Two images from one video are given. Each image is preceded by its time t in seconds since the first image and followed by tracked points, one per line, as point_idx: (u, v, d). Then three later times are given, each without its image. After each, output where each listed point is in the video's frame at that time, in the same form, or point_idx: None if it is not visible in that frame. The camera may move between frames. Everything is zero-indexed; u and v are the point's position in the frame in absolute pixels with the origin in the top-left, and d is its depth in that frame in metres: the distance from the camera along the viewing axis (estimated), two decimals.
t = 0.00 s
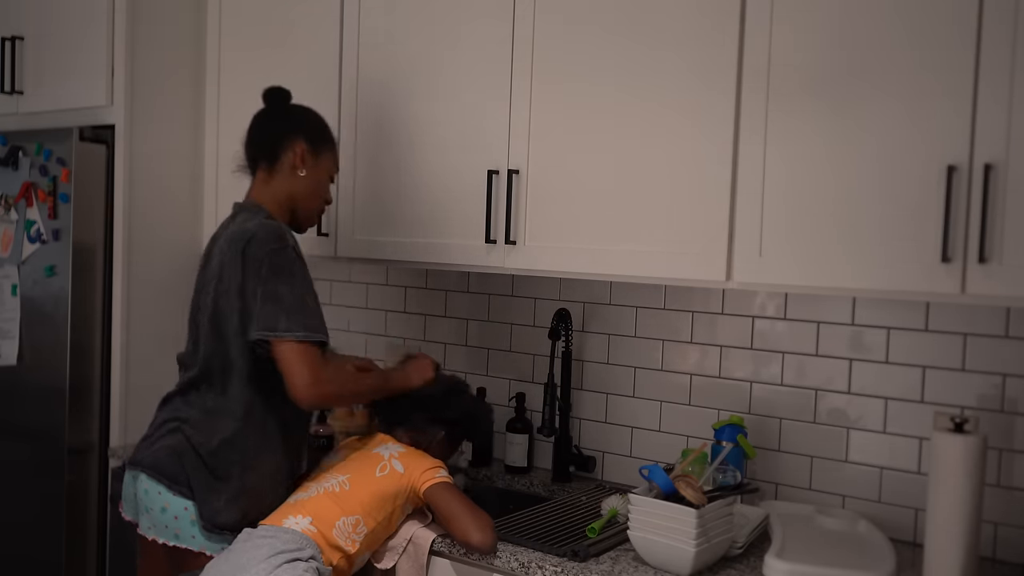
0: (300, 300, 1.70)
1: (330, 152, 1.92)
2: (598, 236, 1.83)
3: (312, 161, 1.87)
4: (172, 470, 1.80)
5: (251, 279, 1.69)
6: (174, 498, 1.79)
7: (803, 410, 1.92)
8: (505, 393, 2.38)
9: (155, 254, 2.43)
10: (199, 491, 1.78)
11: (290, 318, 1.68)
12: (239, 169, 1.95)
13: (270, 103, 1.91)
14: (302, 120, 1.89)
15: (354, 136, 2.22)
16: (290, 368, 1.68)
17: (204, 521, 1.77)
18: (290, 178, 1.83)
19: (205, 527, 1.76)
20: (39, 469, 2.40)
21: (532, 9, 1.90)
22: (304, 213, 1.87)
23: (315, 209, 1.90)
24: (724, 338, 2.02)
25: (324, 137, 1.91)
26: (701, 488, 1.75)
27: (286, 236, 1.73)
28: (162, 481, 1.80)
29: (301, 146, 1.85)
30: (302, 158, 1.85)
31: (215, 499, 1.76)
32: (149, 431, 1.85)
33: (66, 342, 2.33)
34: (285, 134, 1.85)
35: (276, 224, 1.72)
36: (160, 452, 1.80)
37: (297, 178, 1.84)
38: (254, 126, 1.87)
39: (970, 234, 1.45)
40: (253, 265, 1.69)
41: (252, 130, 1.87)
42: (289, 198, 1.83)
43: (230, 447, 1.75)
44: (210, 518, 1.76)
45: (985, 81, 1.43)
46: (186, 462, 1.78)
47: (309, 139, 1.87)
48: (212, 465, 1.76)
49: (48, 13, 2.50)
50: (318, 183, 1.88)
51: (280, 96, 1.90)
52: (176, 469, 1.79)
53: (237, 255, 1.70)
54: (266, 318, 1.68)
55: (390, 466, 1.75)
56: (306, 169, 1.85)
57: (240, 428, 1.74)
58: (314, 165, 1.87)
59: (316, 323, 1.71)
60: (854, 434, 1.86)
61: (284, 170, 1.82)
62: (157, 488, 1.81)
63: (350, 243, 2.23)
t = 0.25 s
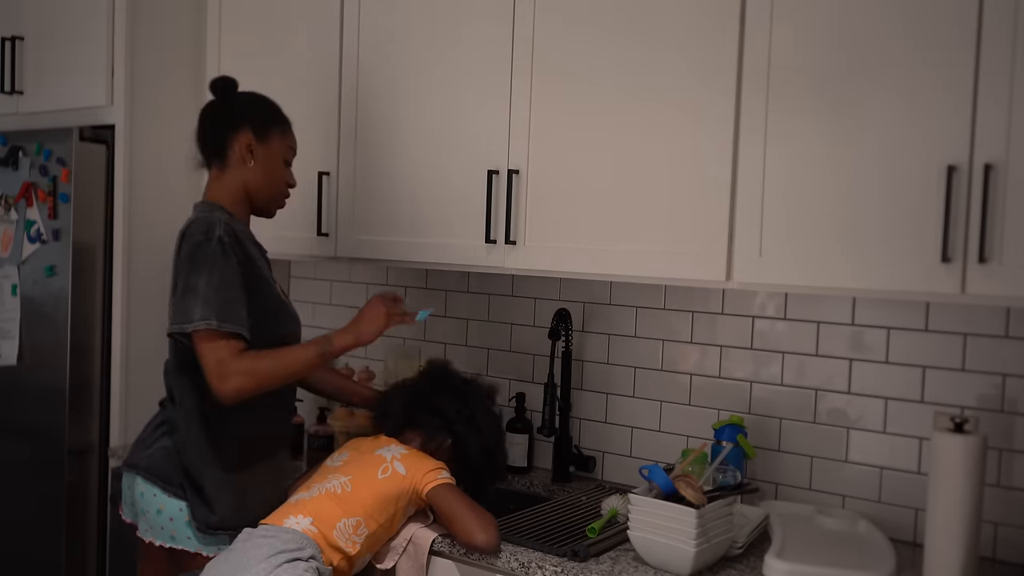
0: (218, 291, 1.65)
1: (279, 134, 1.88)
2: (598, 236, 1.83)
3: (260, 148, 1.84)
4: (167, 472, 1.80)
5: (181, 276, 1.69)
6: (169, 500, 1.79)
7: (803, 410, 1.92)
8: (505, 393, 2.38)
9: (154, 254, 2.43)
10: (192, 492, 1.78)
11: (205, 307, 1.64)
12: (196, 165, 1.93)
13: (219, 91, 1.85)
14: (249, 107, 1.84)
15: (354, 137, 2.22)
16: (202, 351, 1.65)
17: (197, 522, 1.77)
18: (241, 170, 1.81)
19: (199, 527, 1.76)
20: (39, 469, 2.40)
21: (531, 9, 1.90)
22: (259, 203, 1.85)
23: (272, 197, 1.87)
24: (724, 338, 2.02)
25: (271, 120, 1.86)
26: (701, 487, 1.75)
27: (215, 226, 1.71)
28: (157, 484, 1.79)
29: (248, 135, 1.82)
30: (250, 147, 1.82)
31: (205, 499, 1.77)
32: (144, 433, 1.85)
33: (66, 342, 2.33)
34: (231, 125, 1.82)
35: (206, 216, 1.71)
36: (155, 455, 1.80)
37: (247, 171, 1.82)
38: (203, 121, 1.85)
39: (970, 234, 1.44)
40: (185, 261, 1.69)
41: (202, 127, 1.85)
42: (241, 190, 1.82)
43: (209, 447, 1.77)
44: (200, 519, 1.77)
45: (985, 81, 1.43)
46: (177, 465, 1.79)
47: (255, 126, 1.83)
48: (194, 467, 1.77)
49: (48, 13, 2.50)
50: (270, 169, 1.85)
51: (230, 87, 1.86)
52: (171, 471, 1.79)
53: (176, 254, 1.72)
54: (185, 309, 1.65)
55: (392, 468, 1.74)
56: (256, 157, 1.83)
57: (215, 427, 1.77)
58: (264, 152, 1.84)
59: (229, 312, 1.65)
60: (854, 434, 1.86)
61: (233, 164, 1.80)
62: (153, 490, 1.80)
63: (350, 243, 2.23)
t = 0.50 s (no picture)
0: (282, 295, 1.72)
1: (265, 130, 1.86)
2: (598, 236, 1.83)
3: (245, 146, 1.82)
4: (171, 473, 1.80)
5: (225, 288, 1.70)
6: (173, 501, 1.79)
7: (803, 410, 1.92)
8: (505, 393, 2.38)
9: (154, 254, 2.43)
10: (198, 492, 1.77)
11: (281, 314, 1.71)
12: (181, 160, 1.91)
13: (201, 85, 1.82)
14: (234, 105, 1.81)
15: (354, 137, 2.22)
16: (303, 358, 1.74)
17: (206, 522, 1.76)
18: (225, 170, 1.81)
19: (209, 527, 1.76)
20: (39, 469, 2.40)
21: (532, 9, 1.90)
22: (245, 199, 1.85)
23: (258, 194, 1.87)
24: (724, 338, 2.02)
25: (257, 117, 1.84)
26: (701, 487, 1.75)
27: (248, 235, 1.72)
28: (160, 485, 1.80)
29: (232, 134, 1.80)
30: (234, 147, 1.80)
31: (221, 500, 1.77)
32: (145, 435, 1.85)
33: (66, 342, 2.33)
34: (214, 124, 1.80)
35: (237, 225, 1.71)
36: (157, 457, 1.80)
37: (232, 171, 1.81)
38: (184, 123, 1.83)
39: (970, 234, 1.44)
40: (227, 272, 1.69)
41: (185, 129, 1.83)
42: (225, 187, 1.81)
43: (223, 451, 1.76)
44: (211, 519, 1.76)
45: (985, 81, 1.43)
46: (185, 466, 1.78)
47: (240, 125, 1.81)
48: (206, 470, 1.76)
49: (48, 12, 2.50)
50: (255, 168, 1.84)
51: (212, 77, 1.82)
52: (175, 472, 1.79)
53: (204, 265, 1.69)
54: (259, 322, 1.69)
55: (394, 466, 1.75)
56: (240, 157, 1.82)
57: (232, 432, 1.75)
58: (248, 151, 1.83)
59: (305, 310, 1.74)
60: (854, 434, 1.86)
61: (216, 163, 1.80)
62: (157, 491, 1.80)
63: (350, 243, 2.23)
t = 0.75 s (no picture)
0: (236, 291, 1.66)
1: (271, 127, 1.86)
2: (598, 236, 1.83)
3: (254, 143, 1.82)
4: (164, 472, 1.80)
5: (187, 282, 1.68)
6: (168, 499, 1.79)
7: (803, 410, 1.92)
8: (505, 393, 2.38)
9: (154, 254, 2.43)
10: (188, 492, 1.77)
11: (228, 313, 1.64)
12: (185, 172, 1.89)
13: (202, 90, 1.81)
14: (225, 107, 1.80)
15: (354, 137, 2.22)
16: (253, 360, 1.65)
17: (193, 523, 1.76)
18: (234, 169, 1.80)
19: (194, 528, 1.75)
20: (39, 469, 2.40)
21: (532, 9, 1.90)
22: (258, 200, 1.85)
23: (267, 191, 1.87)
24: (724, 338, 2.02)
25: (261, 116, 1.84)
26: (701, 488, 1.75)
27: (213, 228, 1.69)
28: (155, 483, 1.80)
29: (240, 133, 1.80)
30: (242, 144, 1.80)
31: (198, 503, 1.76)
32: (144, 432, 1.85)
33: (66, 342, 2.33)
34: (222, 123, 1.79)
35: (203, 219, 1.69)
36: (154, 456, 1.81)
37: (242, 168, 1.81)
38: (189, 129, 1.82)
39: (970, 234, 1.44)
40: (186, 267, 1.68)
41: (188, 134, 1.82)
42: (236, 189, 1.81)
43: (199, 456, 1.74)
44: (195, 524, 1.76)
45: (985, 80, 1.43)
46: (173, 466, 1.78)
47: (247, 122, 1.81)
48: (186, 477, 1.75)
49: (48, 12, 2.50)
50: (264, 164, 1.84)
51: (211, 85, 1.82)
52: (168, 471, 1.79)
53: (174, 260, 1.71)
54: (205, 317, 1.64)
55: (392, 468, 1.74)
56: (249, 155, 1.81)
57: (205, 433, 1.74)
58: (256, 147, 1.83)
59: (253, 311, 1.66)
60: (854, 434, 1.86)
61: (227, 162, 1.79)
62: (152, 490, 1.80)
63: (350, 243, 2.23)
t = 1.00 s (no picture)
0: (289, 308, 1.71)
1: (291, 134, 1.88)
2: (598, 236, 1.83)
3: (273, 148, 1.84)
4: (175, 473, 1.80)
5: (236, 293, 1.69)
6: (178, 500, 1.79)
7: (803, 410, 1.92)
8: (505, 393, 2.38)
9: (154, 255, 2.43)
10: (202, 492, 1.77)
11: (284, 327, 1.70)
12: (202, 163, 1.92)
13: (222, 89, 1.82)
14: (260, 113, 1.82)
15: (354, 137, 2.22)
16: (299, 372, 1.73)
17: (208, 523, 1.77)
18: (253, 172, 1.81)
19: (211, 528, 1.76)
20: (39, 469, 2.40)
21: (532, 10, 1.90)
22: (273, 202, 1.86)
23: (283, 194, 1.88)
24: (724, 338, 2.02)
25: (282, 123, 1.86)
26: (701, 488, 1.75)
27: (264, 243, 1.72)
28: (165, 484, 1.79)
29: (260, 138, 1.81)
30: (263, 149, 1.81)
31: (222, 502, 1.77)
32: (149, 433, 1.85)
33: (66, 342, 2.33)
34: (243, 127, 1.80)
35: (252, 232, 1.71)
36: (161, 457, 1.80)
37: (260, 172, 1.82)
38: (208, 121, 1.83)
39: (969, 235, 1.44)
40: (238, 278, 1.69)
41: (206, 126, 1.84)
42: (254, 193, 1.82)
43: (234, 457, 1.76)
44: (214, 522, 1.76)
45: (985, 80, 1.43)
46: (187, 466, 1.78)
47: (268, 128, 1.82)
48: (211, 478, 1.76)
49: (48, 12, 2.50)
50: (282, 169, 1.86)
51: (234, 83, 1.82)
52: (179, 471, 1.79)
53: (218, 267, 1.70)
54: (262, 331, 1.69)
55: (394, 465, 1.75)
56: (268, 159, 1.83)
57: (240, 436, 1.76)
58: (277, 153, 1.84)
59: (309, 328, 1.73)
60: (854, 434, 1.86)
61: (245, 164, 1.80)
62: (161, 491, 1.80)
63: (350, 243, 2.23)
